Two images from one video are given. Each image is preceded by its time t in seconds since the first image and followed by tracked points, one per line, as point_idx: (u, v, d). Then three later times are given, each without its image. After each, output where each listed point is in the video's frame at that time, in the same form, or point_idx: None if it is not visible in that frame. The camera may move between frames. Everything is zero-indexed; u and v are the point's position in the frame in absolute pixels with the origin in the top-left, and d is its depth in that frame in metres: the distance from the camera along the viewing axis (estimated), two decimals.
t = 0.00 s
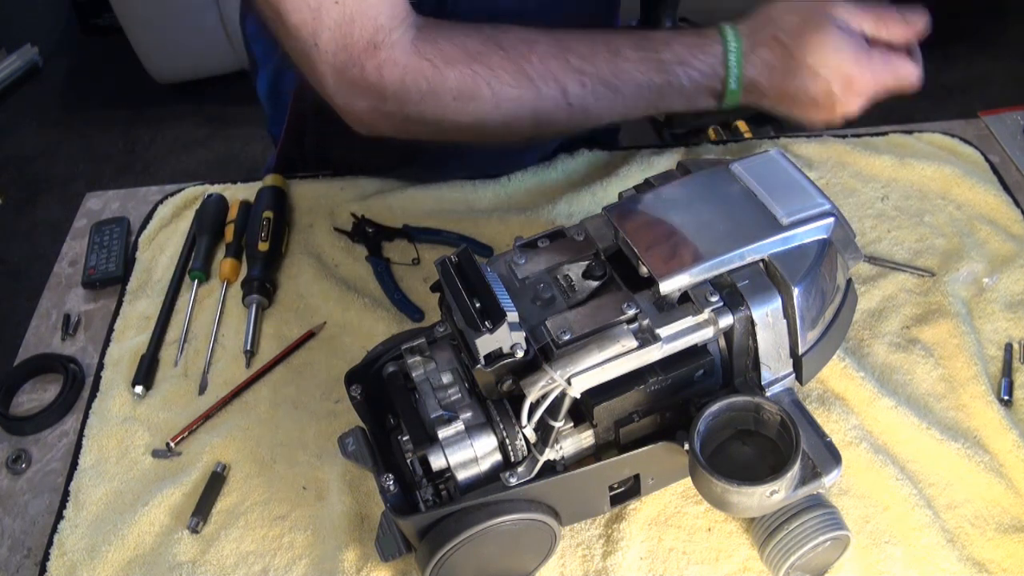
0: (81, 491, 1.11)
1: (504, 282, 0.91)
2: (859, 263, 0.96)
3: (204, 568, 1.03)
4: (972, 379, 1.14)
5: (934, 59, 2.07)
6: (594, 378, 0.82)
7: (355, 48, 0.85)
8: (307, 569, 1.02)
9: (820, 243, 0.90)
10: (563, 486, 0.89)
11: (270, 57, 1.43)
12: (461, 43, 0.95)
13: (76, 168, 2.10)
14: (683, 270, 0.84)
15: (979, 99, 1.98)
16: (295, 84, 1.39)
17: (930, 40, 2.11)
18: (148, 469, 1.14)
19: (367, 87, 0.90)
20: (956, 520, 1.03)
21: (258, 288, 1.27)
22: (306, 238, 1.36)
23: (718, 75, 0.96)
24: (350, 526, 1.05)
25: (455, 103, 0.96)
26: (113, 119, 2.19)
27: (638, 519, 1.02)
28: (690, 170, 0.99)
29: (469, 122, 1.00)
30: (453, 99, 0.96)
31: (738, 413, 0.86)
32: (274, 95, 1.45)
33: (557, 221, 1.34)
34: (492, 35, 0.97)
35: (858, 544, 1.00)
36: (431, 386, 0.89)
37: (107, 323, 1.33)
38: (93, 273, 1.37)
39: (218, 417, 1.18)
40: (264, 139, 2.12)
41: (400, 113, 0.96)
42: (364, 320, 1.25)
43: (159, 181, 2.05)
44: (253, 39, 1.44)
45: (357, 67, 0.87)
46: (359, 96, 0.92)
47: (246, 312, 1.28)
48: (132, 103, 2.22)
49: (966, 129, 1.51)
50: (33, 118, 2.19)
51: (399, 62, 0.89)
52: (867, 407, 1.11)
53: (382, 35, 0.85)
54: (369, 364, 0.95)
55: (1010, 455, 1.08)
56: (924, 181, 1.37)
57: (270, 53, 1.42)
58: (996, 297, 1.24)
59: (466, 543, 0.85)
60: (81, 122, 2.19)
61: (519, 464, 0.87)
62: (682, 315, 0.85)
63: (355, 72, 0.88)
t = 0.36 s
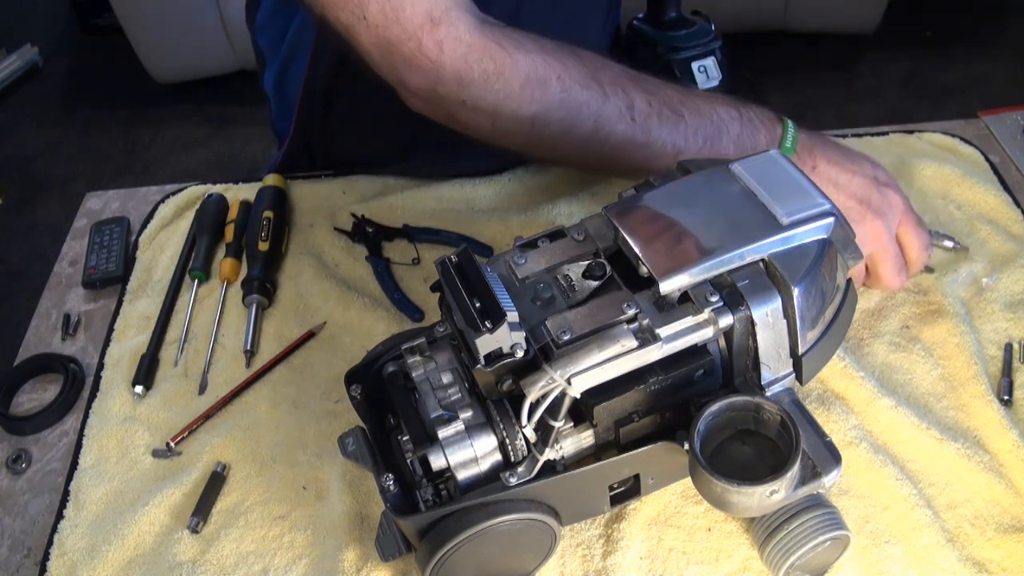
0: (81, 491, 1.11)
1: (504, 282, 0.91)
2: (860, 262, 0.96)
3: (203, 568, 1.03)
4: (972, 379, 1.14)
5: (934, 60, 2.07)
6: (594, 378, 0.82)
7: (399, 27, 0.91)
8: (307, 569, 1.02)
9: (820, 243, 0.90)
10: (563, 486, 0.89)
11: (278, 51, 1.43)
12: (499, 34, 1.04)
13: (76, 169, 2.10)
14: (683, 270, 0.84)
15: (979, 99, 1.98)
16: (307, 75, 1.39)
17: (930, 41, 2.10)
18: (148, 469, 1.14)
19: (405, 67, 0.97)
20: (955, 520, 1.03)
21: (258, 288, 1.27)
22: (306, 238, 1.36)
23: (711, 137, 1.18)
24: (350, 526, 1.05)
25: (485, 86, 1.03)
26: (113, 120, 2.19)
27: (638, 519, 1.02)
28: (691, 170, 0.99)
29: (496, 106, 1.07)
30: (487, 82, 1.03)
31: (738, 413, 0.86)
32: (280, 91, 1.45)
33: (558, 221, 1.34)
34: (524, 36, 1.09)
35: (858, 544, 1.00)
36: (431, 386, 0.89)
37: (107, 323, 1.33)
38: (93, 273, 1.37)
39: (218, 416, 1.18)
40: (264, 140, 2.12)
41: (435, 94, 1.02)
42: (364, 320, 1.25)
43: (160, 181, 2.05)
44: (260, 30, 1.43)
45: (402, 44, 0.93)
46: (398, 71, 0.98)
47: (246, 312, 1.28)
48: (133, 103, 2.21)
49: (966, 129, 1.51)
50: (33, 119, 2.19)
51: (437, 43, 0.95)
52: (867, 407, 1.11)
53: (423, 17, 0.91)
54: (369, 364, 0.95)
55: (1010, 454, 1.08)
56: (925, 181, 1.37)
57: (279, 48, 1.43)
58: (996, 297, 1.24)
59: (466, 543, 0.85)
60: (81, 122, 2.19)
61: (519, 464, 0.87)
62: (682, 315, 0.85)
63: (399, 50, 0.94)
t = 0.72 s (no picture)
0: (81, 490, 1.11)
1: (504, 282, 0.91)
2: (860, 262, 0.96)
3: (203, 568, 1.03)
4: (971, 379, 1.14)
5: (934, 60, 2.07)
6: (594, 378, 0.82)
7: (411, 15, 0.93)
8: (307, 569, 1.02)
9: (820, 243, 0.90)
10: (563, 486, 0.89)
11: (279, 50, 1.43)
12: (513, 30, 1.06)
13: (76, 169, 2.09)
14: (683, 270, 0.84)
15: (979, 99, 1.98)
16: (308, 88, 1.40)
17: (930, 41, 2.11)
18: (148, 469, 1.14)
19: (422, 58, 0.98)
20: (955, 520, 1.03)
21: (258, 288, 1.27)
22: (306, 238, 1.36)
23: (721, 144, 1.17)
24: (350, 526, 1.05)
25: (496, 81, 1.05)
26: (113, 120, 2.19)
27: (638, 519, 1.02)
28: (691, 170, 0.99)
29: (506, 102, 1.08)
30: (496, 77, 1.04)
31: (738, 414, 0.86)
32: (282, 91, 1.44)
33: (557, 221, 1.34)
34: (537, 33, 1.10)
35: (858, 544, 1.00)
36: (431, 385, 0.89)
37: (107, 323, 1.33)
38: (93, 273, 1.37)
39: (218, 416, 1.18)
40: (264, 140, 2.12)
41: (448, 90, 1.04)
42: (364, 320, 1.25)
43: (160, 181, 2.05)
44: (261, 29, 1.42)
45: (414, 33, 0.95)
46: (411, 62, 1.00)
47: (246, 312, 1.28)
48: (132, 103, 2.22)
49: (966, 129, 1.51)
50: (33, 119, 2.20)
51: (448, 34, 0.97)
52: (867, 407, 1.11)
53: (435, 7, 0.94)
54: (369, 364, 0.95)
55: (1010, 455, 1.08)
56: (925, 181, 1.37)
57: (280, 49, 1.43)
58: (996, 297, 1.24)
59: (466, 543, 0.85)
60: (81, 122, 2.19)
61: (520, 464, 0.87)
62: (682, 314, 0.85)
63: (410, 39, 0.96)
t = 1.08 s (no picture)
0: (81, 491, 1.11)
1: (504, 282, 0.91)
2: (860, 262, 0.96)
3: (204, 568, 1.03)
4: (971, 379, 1.14)
5: (934, 60, 2.07)
6: (594, 378, 0.82)
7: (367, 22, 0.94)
8: (307, 569, 1.02)
9: (820, 243, 0.90)
10: (563, 486, 0.89)
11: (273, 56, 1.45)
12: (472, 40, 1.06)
13: (76, 169, 2.09)
14: (683, 270, 0.84)
15: (979, 99, 1.98)
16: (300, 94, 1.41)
17: (930, 41, 2.11)
18: (148, 469, 1.14)
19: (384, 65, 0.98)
20: (956, 520, 1.03)
21: (258, 288, 1.27)
22: (306, 238, 1.36)
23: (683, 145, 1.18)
24: (351, 526, 1.05)
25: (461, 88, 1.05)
26: (113, 120, 2.19)
27: (638, 519, 1.02)
28: (690, 170, 0.99)
29: (460, 112, 1.08)
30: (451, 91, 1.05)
31: (738, 414, 0.86)
32: (277, 95, 1.46)
33: (557, 221, 1.34)
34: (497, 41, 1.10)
35: (858, 544, 1.00)
36: (431, 385, 0.89)
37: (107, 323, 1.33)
38: (93, 273, 1.37)
39: (218, 416, 1.18)
40: (264, 140, 2.12)
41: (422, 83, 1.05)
42: (364, 320, 1.25)
43: (160, 181, 2.04)
44: (255, 36, 1.45)
45: (367, 46, 0.96)
46: (367, 74, 1.01)
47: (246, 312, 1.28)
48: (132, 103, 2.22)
49: (966, 129, 1.51)
50: (33, 118, 2.20)
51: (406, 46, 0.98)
52: (867, 407, 1.11)
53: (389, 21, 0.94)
54: (369, 364, 0.95)
55: (1010, 455, 1.08)
56: (925, 181, 1.37)
57: (275, 55, 1.44)
58: (996, 297, 1.23)
59: (466, 543, 0.85)
60: (81, 122, 2.19)
61: (520, 464, 0.87)
62: (682, 314, 0.85)
63: (365, 52, 0.96)
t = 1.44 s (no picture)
0: (81, 491, 1.11)
1: (504, 282, 0.91)
2: (860, 262, 0.96)
3: (203, 568, 1.03)
4: (971, 379, 1.14)
5: (934, 60, 2.07)
6: (594, 378, 0.82)
7: (202, 51, 0.92)
8: (307, 569, 1.02)
9: (820, 243, 0.90)
10: (563, 486, 0.89)
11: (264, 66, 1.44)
12: (277, 13, 0.94)
13: (76, 169, 2.09)
14: (683, 270, 0.84)
15: (979, 99, 1.98)
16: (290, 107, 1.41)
17: (930, 41, 2.11)
18: (148, 469, 1.14)
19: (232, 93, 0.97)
20: (955, 520, 1.03)
21: (258, 288, 1.27)
22: (306, 238, 1.36)
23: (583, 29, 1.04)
24: (351, 526, 1.05)
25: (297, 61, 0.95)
26: (113, 120, 2.19)
27: (638, 519, 1.02)
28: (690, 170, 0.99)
29: (322, 92, 0.98)
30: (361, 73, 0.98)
31: (738, 413, 0.86)
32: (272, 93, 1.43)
33: (557, 221, 1.34)
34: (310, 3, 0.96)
35: (858, 544, 1.00)
36: (430, 386, 0.89)
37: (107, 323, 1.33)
38: (93, 273, 1.37)
39: (218, 416, 1.18)
40: (264, 140, 2.12)
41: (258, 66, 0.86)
42: (363, 320, 1.25)
43: (159, 181, 2.04)
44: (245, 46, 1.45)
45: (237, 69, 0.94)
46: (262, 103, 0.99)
47: (246, 312, 1.28)
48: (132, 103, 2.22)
49: (966, 129, 1.51)
50: (33, 118, 2.20)
51: (241, 55, 0.93)
52: (867, 407, 1.11)
53: (227, 41, 0.92)
54: (369, 364, 0.95)
55: (1010, 455, 1.08)
56: (925, 181, 1.37)
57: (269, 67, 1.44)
58: (996, 297, 1.23)
59: (466, 543, 0.85)
60: (80, 122, 2.18)
61: (520, 464, 0.87)
62: (682, 315, 0.85)
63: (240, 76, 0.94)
